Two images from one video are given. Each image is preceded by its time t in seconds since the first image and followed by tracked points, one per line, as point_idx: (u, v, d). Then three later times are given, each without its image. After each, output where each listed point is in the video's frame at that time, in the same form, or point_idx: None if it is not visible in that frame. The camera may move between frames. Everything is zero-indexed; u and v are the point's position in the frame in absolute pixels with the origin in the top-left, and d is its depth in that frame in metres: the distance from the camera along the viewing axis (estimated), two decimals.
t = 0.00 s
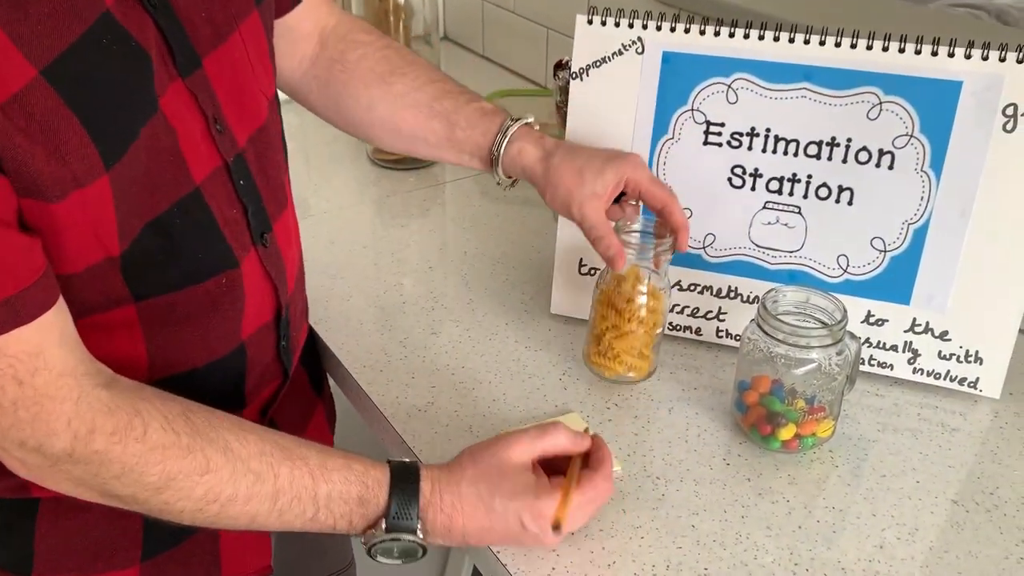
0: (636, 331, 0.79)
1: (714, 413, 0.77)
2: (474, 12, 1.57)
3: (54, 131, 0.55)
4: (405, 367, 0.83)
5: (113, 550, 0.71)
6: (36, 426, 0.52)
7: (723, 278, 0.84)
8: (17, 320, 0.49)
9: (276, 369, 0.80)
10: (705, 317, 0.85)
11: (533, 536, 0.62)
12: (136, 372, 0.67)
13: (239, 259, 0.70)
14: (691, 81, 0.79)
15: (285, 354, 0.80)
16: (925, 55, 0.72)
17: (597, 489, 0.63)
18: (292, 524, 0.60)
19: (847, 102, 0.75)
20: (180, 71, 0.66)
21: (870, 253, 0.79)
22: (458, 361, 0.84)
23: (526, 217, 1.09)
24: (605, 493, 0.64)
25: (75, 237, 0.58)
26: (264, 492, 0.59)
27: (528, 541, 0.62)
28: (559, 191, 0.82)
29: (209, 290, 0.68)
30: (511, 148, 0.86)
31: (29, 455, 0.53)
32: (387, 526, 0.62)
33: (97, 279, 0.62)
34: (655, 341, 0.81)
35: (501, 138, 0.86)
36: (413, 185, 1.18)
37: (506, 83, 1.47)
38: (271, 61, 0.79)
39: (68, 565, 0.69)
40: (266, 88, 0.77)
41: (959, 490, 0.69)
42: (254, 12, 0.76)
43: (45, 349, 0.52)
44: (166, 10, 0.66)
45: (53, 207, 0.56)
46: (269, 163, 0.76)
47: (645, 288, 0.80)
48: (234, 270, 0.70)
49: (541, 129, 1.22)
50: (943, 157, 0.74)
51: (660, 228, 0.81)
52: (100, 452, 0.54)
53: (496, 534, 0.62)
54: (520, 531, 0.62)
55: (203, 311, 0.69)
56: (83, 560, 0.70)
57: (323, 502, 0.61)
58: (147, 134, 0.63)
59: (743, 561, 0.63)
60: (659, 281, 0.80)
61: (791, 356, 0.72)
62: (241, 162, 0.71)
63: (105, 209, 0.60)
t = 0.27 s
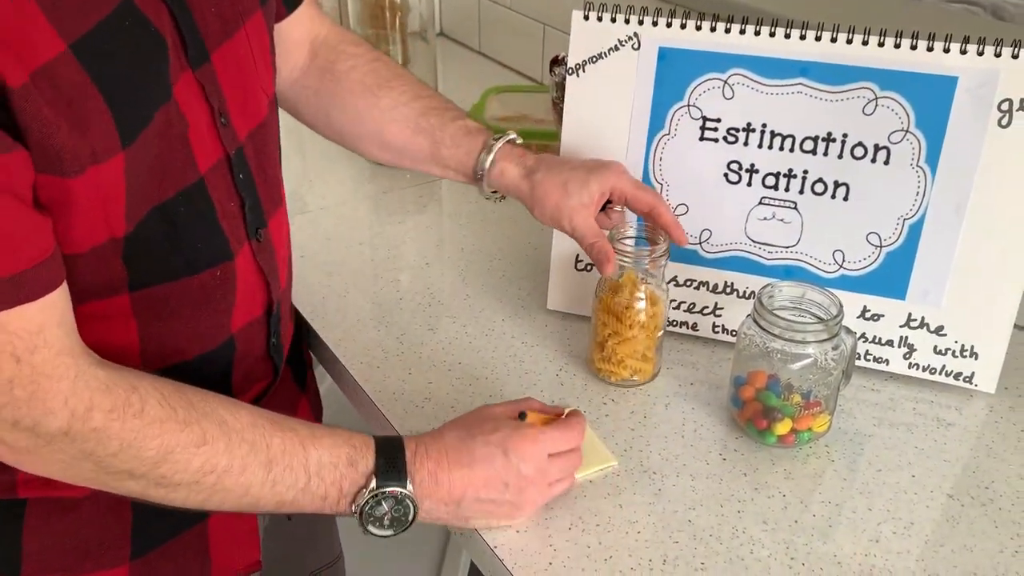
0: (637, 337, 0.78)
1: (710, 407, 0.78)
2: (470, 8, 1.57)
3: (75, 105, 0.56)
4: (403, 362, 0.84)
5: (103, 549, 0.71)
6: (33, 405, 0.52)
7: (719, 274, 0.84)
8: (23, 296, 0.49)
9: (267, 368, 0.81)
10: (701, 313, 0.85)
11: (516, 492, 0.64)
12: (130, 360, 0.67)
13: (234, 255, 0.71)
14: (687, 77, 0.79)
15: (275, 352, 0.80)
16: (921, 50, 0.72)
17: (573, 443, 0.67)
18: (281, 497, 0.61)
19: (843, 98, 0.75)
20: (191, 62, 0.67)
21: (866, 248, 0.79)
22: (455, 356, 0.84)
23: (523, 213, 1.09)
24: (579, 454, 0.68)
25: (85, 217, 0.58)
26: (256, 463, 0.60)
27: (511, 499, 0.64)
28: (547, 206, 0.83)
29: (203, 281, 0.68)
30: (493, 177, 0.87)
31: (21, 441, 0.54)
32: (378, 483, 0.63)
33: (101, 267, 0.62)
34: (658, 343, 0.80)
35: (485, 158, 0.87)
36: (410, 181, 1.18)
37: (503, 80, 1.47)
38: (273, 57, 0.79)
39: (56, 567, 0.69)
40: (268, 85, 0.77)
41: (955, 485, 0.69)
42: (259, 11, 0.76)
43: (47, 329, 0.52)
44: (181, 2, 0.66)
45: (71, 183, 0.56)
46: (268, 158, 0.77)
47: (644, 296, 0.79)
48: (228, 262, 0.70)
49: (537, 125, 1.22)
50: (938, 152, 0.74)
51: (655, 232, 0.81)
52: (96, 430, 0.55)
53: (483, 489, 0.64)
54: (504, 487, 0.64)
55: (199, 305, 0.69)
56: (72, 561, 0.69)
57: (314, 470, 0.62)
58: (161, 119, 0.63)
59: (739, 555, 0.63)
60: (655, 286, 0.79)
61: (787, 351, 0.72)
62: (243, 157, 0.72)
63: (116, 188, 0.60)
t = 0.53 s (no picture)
0: (634, 335, 0.79)
1: (708, 404, 0.78)
2: (468, 7, 1.57)
3: (107, 88, 0.57)
4: (401, 360, 0.84)
5: (99, 555, 0.70)
6: (54, 385, 0.52)
7: (717, 271, 0.84)
8: (48, 275, 0.50)
9: (263, 368, 0.82)
10: (699, 311, 0.85)
11: (529, 474, 0.66)
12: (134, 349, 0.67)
13: (238, 253, 0.72)
14: (685, 76, 0.79)
15: (269, 352, 0.81)
16: (916, 50, 0.73)
17: (578, 426, 0.70)
18: (301, 489, 0.63)
19: (840, 97, 0.76)
20: (206, 60, 0.68)
21: (862, 246, 0.79)
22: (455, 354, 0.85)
23: (521, 211, 1.09)
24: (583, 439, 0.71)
25: (105, 201, 0.59)
26: (274, 453, 0.61)
27: (522, 480, 0.66)
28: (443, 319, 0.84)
29: (209, 277, 0.69)
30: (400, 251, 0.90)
31: (36, 429, 0.53)
32: (394, 471, 0.64)
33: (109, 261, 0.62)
34: (659, 342, 0.80)
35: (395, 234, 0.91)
36: (408, 180, 1.19)
37: (500, 78, 1.47)
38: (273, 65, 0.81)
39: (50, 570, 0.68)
40: (269, 91, 0.79)
41: (951, 482, 0.70)
42: (264, 20, 0.78)
43: (70, 309, 0.52)
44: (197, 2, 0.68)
45: (96, 165, 0.56)
46: (268, 161, 0.78)
47: (646, 297, 0.79)
48: (232, 261, 0.71)
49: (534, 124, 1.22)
50: (934, 151, 0.75)
51: (654, 234, 0.80)
52: (117, 414, 0.55)
53: (496, 473, 0.66)
54: (517, 470, 0.66)
55: (202, 298, 0.70)
56: (68, 565, 0.69)
57: (329, 461, 0.64)
58: (179, 113, 0.64)
59: (737, 553, 0.64)
60: (659, 286, 0.80)
61: (784, 347, 0.72)
62: (248, 156, 0.73)
63: (137, 173, 0.60)
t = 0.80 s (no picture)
0: (633, 335, 0.79)
1: (707, 403, 0.78)
2: (468, 6, 1.57)
3: (125, 81, 0.58)
4: (401, 359, 0.84)
5: (96, 553, 0.70)
6: (84, 370, 0.53)
7: (717, 271, 0.84)
8: (77, 257, 0.51)
9: (263, 368, 0.82)
10: (698, 311, 0.86)
11: (537, 469, 0.66)
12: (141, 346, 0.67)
13: (242, 253, 0.72)
14: (685, 76, 0.79)
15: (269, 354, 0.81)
16: (916, 49, 0.73)
17: (582, 424, 0.70)
18: (320, 484, 0.63)
19: (840, 96, 0.76)
20: (207, 61, 0.68)
21: (862, 246, 0.79)
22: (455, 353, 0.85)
23: (521, 211, 1.09)
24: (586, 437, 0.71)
25: (118, 196, 0.60)
26: (296, 447, 0.62)
27: (530, 474, 0.66)
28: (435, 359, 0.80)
29: (212, 277, 0.69)
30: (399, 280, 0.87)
31: (64, 416, 0.53)
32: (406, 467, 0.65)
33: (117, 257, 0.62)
34: (658, 342, 0.80)
35: (399, 260, 0.88)
36: (409, 179, 1.19)
37: (500, 78, 1.47)
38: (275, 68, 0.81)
39: (45, 569, 0.68)
40: (271, 93, 0.80)
41: (950, 481, 0.70)
42: (267, 24, 0.79)
43: (99, 293, 0.53)
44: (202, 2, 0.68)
45: (110, 157, 0.57)
46: (270, 163, 0.78)
47: (646, 296, 0.79)
48: (236, 261, 0.71)
49: (534, 123, 1.22)
50: (934, 151, 0.75)
51: (654, 233, 0.80)
52: (147, 400, 0.56)
53: (504, 469, 0.66)
54: (524, 465, 0.67)
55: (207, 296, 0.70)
56: (64, 564, 0.69)
57: (347, 458, 0.64)
58: (185, 114, 0.64)
59: (736, 551, 0.64)
60: (659, 286, 0.79)
61: (784, 346, 0.72)
62: (248, 159, 0.73)
63: (149, 170, 0.61)
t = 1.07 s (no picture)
0: (634, 335, 0.79)
1: (708, 404, 0.78)
2: (469, 6, 1.57)
3: (127, 88, 0.58)
4: (402, 359, 0.84)
5: (103, 547, 0.71)
6: (82, 374, 0.53)
7: (718, 272, 0.84)
8: (77, 265, 0.51)
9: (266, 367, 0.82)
10: (700, 311, 0.86)
11: (535, 469, 0.66)
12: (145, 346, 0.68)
13: (246, 252, 0.72)
14: (686, 77, 0.79)
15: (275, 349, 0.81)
16: (918, 51, 0.73)
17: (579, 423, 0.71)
18: (318, 486, 0.63)
19: (841, 98, 0.76)
20: (211, 61, 0.68)
21: (863, 247, 0.79)
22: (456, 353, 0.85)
23: (522, 211, 1.09)
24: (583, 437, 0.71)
25: (121, 201, 0.60)
26: (292, 449, 0.62)
27: (529, 474, 0.66)
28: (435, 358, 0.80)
29: (219, 276, 0.70)
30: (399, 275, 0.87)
31: (59, 419, 0.53)
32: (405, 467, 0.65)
33: (118, 259, 0.63)
34: (660, 342, 0.80)
35: (399, 256, 0.88)
36: (410, 179, 1.19)
37: (501, 78, 1.47)
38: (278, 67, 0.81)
39: (54, 563, 0.69)
40: (275, 92, 0.79)
41: (950, 482, 0.70)
42: (271, 24, 0.79)
43: (99, 299, 0.53)
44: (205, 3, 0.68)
45: (113, 164, 0.57)
46: (274, 162, 0.78)
47: (648, 297, 0.79)
48: (242, 261, 0.71)
49: (536, 124, 1.22)
50: (935, 152, 0.75)
51: (656, 234, 0.80)
52: (143, 403, 0.56)
53: (503, 468, 0.67)
54: (523, 465, 0.67)
55: (211, 297, 0.70)
56: (72, 558, 0.69)
57: (345, 461, 0.64)
58: (189, 117, 0.65)
59: (737, 552, 0.64)
60: (661, 287, 0.79)
61: (785, 348, 0.72)
62: (253, 158, 0.73)
63: (153, 174, 0.61)
